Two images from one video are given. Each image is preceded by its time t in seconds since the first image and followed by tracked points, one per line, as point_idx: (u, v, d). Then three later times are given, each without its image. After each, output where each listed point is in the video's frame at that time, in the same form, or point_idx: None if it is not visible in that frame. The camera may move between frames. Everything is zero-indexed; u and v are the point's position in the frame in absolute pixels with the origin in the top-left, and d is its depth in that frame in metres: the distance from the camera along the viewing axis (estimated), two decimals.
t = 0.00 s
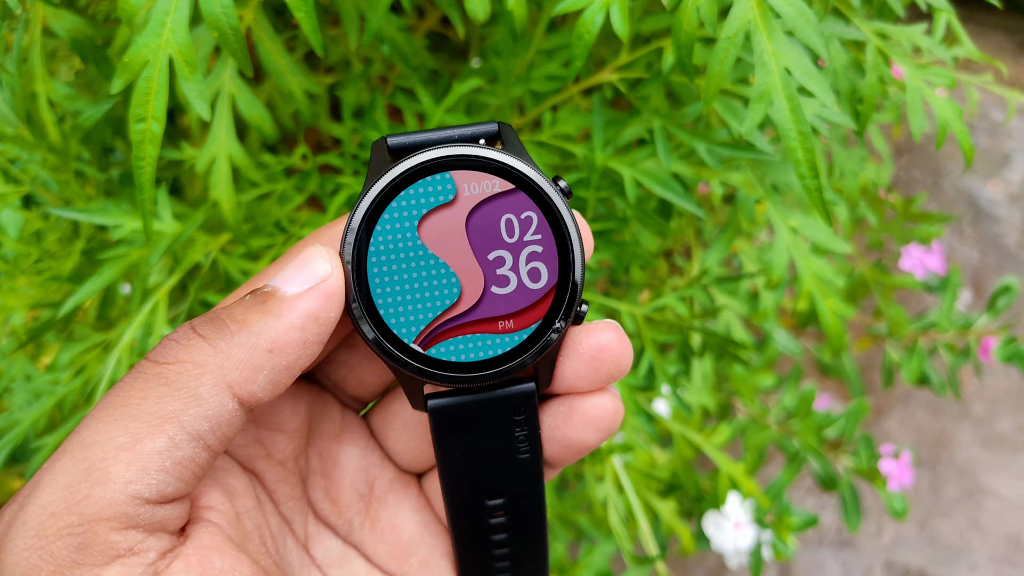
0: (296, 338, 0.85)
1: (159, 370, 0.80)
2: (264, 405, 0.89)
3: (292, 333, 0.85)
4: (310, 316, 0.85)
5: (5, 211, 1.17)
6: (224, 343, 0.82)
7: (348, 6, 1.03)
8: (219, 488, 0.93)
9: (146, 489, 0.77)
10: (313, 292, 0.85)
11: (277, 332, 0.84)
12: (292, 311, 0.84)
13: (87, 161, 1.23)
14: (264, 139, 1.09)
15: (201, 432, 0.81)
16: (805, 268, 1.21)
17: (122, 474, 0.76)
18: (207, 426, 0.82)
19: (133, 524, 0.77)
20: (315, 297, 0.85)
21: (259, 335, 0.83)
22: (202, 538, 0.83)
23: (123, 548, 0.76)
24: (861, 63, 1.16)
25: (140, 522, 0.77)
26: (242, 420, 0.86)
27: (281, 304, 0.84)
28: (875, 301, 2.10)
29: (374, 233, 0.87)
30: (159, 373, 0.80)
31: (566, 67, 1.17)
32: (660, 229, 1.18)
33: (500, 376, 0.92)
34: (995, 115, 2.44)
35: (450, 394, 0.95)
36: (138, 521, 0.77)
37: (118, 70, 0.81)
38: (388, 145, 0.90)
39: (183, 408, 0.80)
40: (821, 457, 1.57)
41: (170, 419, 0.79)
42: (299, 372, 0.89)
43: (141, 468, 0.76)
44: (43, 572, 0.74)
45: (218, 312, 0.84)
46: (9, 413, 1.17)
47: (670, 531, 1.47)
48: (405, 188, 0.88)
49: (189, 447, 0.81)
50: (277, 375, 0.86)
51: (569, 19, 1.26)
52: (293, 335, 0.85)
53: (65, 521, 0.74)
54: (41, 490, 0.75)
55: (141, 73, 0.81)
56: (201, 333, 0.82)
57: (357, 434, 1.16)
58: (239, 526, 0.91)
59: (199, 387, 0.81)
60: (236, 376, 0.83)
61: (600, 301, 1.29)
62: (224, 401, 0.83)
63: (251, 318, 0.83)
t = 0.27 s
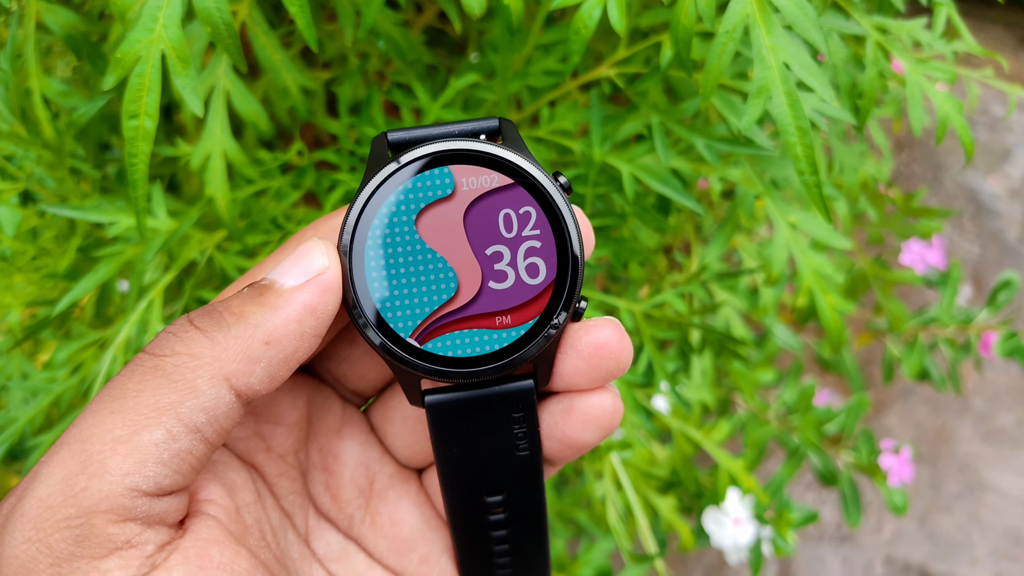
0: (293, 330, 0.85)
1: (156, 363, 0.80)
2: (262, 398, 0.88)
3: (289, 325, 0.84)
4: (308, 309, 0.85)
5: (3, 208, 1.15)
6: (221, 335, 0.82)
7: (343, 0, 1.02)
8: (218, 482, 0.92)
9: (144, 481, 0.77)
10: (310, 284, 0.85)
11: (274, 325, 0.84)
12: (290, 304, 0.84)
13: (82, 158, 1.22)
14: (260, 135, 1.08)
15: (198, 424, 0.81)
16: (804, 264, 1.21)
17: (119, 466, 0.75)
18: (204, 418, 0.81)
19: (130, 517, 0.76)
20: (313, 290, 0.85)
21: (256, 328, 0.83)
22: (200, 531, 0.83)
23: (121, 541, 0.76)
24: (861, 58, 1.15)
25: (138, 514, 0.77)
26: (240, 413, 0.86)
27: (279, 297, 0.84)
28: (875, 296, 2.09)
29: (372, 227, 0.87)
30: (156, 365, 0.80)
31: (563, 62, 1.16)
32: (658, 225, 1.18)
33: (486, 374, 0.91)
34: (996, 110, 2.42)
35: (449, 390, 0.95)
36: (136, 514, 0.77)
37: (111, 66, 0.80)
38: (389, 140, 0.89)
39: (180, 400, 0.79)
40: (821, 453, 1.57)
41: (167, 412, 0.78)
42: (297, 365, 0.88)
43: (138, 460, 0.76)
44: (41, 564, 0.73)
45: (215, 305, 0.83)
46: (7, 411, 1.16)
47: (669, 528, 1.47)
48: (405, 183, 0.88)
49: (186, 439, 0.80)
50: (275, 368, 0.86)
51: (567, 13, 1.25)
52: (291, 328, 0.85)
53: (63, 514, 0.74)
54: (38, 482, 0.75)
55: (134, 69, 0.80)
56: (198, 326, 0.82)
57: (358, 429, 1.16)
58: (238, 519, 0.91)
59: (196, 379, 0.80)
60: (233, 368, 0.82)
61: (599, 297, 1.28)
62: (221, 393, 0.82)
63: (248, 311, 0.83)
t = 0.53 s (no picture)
0: (297, 337, 0.85)
1: (159, 370, 0.79)
2: (265, 403, 0.88)
3: (293, 332, 0.84)
4: (312, 315, 0.85)
5: (3, 213, 1.15)
6: (225, 342, 0.81)
7: (341, 5, 1.02)
8: (221, 486, 0.92)
9: (147, 490, 0.77)
10: (315, 290, 0.84)
11: (278, 331, 0.84)
12: (294, 311, 0.84)
13: (81, 163, 1.22)
14: (258, 140, 1.08)
15: (201, 432, 0.81)
16: (803, 268, 1.20)
17: (123, 474, 0.75)
18: (208, 426, 0.81)
19: (134, 525, 0.76)
20: (317, 296, 0.84)
21: (260, 335, 0.83)
22: (203, 537, 0.83)
23: (125, 549, 0.76)
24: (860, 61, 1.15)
25: (141, 522, 0.77)
26: (243, 419, 0.86)
27: (283, 303, 0.84)
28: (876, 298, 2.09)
29: (375, 230, 0.86)
30: (159, 372, 0.79)
31: (561, 66, 1.16)
32: (657, 229, 1.19)
33: (499, 373, 0.91)
34: (996, 112, 2.42)
35: (454, 391, 0.95)
36: (139, 522, 0.77)
37: (108, 72, 0.80)
38: (387, 144, 0.89)
39: (184, 408, 0.79)
40: (822, 456, 1.57)
41: (171, 419, 0.78)
42: (300, 371, 0.88)
43: (142, 468, 0.76)
44: (45, 572, 0.73)
45: (219, 310, 0.83)
46: (6, 415, 1.16)
47: (669, 531, 1.46)
48: (406, 185, 0.87)
49: (189, 447, 0.80)
50: (278, 374, 0.86)
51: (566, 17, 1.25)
52: (295, 335, 0.85)
53: (66, 522, 0.73)
54: (42, 491, 0.74)
55: (131, 76, 0.80)
56: (202, 332, 0.82)
57: (359, 431, 1.16)
58: (241, 524, 0.91)
59: (199, 387, 0.80)
60: (237, 375, 0.82)
61: (598, 301, 1.28)
62: (224, 400, 0.82)
63: (252, 317, 0.83)
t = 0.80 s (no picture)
0: (298, 336, 0.85)
1: (159, 367, 0.79)
2: (265, 401, 0.88)
3: (293, 331, 0.84)
4: (313, 314, 0.85)
5: (4, 210, 1.15)
6: (224, 340, 0.81)
7: (341, 3, 1.02)
8: (221, 484, 0.92)
9: (147, 487, 0.76)
10: (316, 289, 0.84)
11: (278, 330, 0.84)
12: (295, 309, 0.84)
13: (82, 161, 1.23)
14: (258, 138, 1.08)
15: (201, 430, 0.81)
16: (804, 266, 1.20)
17: (122, 472, 0.75)
18: (208, 424, 0.81)
19: (133, 522, 0.76)
20: (318, 295, 0.84)
21: (260, 333, 0.83)
22: (203, 535, 0.83)
23: (125, 546, 0.76)
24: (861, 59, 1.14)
25: (141, 520, 0.77)
26: (243, 417, 0.86)
27: (284, 302, 0.84)
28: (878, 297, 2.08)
29: (376, 229, 0.86)
30: (159, 370, 0.79)
31: (562, 64, 1.16)
32: (657, 227, 1.18)
33: (499, 371, 0.91)
34: (999, 110, 2.41)
35: (455, 389, 0.95)
36: (139, 519, 0.77)
37: (108, 69, 0.80)
38: (386, 142, 0.89)
39: (183, 406, 0.79)
40: (823, 455, 1.56)
41: (170, 417, 0.78)
42: (300, 370, 0.88)
43: (142, 466, 0.76)
44: (45, 570, 0.73)
45: (219, 308, 0.83)
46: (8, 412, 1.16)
47: (670, 530, 1.46)
48: (406, 184, 0.87)
49: (189, 445, 0.80)
50: (278, 373, 0.85)
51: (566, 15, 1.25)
52: (295, 333, 0.85)
53: (66, 520, 0.73)
54: (41, 488, 0.74)
55: (131, 73, 0.80)
56: (202, 330, 0.82)
57: (359, 429, 1.16)
58: (241, 522, 0.91)
59: (199, 385, 0.80)
60: (237, 374, 0.82)
61: (598, 299, 1.28)
62: (224, 399, 0.82)
63: (253, 315, 0.83)
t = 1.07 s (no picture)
0: (294, 341, 0.85)
1: (157, 373, 0.80)
2: (263, 407, 0.88)
3: (290, 336, 0.85)
4: (309, 320, 0.85)
5: (3, 212, 1.15)
6: (222, 346, 0.82)
7: (340, 6, 1.03)
8: (220, 490, 0.92)
9: (145, 492, 0.77)
10: (312, 295, 0.84)
11: (275, 335, 0.84)
12: (291, 315, 0.84)
13: (81, 162, 1.23)
14: (256, 140, 1.08)
15: (199, 435, 0.81)
16: (800, 267, 1.21)
17: (121, 476, 0.75)
18: (206, 428, 0.81)
19: (132, 527, 0.76)
20: (314, 301, 0.84)
21: (257, 338, 0.83)
22: (201, 540, 0.83)
23: (123, 550, 0.76)
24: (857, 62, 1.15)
25: (139, 524, 0.77)
26: (241, 423, 0.86)
27: (280, 308, 0.84)
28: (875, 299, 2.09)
29: (372, 236, 0.87)
30: (157, 376, 0.80)
31: (559, 67, 1.16)
32: (654, 229, 1.17)
33: (492, 380, 0.91)
34: (996, 113, 2.42)
35: (450, 397, 0.95)
36: (137, 524, 0.77)
37: (106, 71, 0.81)
38: (387, 149, 0.89)
39: (181, 411, 0.79)
40: (820, 457, 1.56)
41: (168, 422, 0.78)
42: (298, 375, 0.89)
43: (140, 470, 0.76)
44: (43, 574, 0.74)
45: (217, 315, 0.83)
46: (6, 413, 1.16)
47: (667, 531, 1.47)
48: (403, 192, 0.87)
49: (187, 449, 0.80)
50: (276, 378, 0.86)
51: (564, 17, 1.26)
52: (292, 339, 0.85)
53: (65, 524, 0.74)
54: (41, 492, 0.75)
55: (130, 74, 0.81)
56: (199, 336, 0.82)
57: (358, 436, 1.16)
58: (240, 527, 0.91)
59: (197, 390, 0.80)
60: (234, 379, 0.82)
61: (595, 301, 1.28)
62: (222, 404, 0.82)
63: (249, 321, 0.83)
